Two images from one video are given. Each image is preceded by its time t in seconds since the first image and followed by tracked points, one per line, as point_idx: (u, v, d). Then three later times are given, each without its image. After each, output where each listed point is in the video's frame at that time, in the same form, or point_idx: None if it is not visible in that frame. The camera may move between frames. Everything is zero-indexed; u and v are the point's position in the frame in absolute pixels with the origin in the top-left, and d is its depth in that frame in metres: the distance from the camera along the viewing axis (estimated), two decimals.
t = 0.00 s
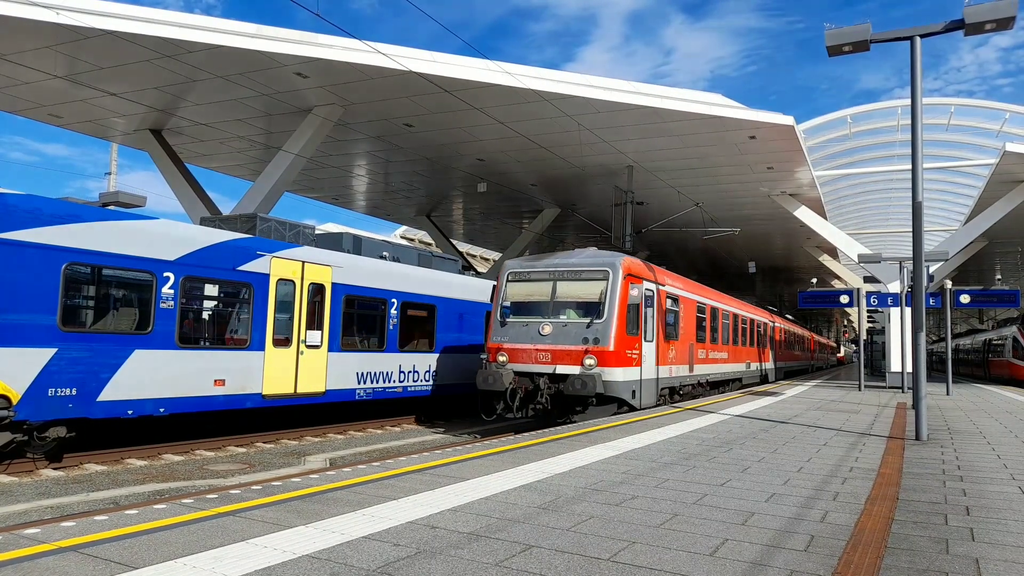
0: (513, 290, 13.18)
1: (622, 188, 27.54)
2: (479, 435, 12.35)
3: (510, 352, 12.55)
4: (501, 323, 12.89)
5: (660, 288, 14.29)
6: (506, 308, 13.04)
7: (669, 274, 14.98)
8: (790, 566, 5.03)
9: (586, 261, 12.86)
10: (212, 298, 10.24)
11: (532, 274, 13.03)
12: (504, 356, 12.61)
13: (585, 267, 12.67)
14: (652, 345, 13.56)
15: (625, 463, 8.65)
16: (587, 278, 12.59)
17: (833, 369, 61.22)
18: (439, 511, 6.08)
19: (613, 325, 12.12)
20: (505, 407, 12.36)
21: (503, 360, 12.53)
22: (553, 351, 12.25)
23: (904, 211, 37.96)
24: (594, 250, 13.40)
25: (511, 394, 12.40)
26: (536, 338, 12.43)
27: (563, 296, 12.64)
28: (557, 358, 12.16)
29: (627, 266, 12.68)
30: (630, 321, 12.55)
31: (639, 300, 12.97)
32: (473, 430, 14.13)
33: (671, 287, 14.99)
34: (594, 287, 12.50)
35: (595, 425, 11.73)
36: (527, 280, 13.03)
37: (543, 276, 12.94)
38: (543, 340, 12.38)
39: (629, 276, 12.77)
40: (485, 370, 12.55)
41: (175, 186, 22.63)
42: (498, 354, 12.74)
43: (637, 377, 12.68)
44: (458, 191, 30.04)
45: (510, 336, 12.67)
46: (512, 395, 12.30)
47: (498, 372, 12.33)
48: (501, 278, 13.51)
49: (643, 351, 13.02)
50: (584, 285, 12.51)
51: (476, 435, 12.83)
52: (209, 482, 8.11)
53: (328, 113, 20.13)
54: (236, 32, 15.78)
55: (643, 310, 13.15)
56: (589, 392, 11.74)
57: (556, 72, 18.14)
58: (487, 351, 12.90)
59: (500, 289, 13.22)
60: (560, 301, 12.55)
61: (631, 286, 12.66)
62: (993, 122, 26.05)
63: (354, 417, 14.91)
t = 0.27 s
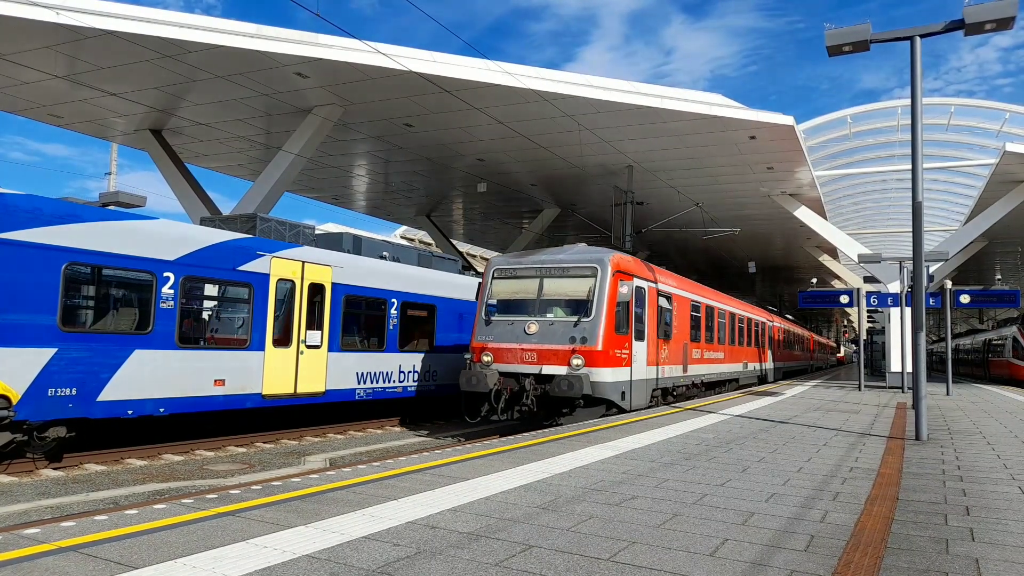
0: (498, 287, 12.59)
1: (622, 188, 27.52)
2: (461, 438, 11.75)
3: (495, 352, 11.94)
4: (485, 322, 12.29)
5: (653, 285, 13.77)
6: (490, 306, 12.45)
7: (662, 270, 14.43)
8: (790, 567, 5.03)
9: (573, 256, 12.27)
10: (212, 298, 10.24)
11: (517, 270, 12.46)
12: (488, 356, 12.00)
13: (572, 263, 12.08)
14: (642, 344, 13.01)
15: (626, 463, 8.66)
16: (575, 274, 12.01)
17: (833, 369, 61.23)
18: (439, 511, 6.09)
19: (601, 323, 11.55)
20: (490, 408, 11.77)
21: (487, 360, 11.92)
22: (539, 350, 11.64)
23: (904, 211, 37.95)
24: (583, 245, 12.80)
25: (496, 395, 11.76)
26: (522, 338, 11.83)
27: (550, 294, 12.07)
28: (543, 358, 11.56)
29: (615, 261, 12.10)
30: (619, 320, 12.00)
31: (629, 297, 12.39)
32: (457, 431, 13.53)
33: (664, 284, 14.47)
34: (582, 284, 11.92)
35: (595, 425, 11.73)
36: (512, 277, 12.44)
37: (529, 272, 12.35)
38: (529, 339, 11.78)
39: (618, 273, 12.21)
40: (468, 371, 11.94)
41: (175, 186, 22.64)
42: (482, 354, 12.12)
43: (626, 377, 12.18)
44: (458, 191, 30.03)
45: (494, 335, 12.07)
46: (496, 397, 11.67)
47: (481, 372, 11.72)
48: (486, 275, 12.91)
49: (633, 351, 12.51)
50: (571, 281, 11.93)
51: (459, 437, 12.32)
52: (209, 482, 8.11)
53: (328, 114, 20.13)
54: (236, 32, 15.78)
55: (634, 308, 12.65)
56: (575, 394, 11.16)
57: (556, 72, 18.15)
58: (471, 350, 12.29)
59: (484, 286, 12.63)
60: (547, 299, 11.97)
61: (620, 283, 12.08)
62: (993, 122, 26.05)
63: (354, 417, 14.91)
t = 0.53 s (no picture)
0: (483, 284, 12.32)
1: (622, 188, 27.53)
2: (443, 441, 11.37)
3: (478, 351, 11.68)
4: (469, 321, 12.01)
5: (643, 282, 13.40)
6: (474, 305, 12.18)
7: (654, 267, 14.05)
8: (790, 566, 5.03)
9: (560, 252, 11.96)
10: (212, 298, 10.25)
11: (502, 267, 12.16)
12: (471, 356, 11.73)
13: (559, 259, 11.77)
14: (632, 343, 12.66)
15: (626, 463, 8.66)
16: (562, 271, 11.69)
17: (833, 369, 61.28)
18: (439, 511, 6.09)
19: (588, 322, 11.21)
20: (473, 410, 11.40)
21: (470, 360, 11.68)
22: (523, 350, 11.35)
23: (904, 211, 37.96)
24: (572, 241, 12.49)
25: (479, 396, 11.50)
26: (506, 337, 11.54)
27: (536, 291, 11.76)
28: (527, 358, 11.28)
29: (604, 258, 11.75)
30: (607, 319, 11.64)
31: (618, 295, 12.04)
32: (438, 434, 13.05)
33: (656, 282, 14.10)
34: (569, 280, 11.60)
35: (595, 425, 11.73)
36: (497, 274, 12.16)
37: (514, 269, 12.05)
38: (513, 338, 11.49)
39: (606, 269, 11.87)
40: (450, 371, 11.65)
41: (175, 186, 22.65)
42: (465, 354, 11.85)
43: (615, 378, 11.79)
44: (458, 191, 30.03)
45: (477, 334, 11.80)
46: (479, 399, 11.44)
47: (463, 373, 11.44)
48: (471, 271, 12.62)
49: (622, 351, 12.13)
50: (557, 278, 11.63)
51: (441, 441, 11.89)
52: (209, 482, 8.12)
53: (328, 113, 20.12)
54: (235, 32, 15.78)
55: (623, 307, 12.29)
56: (560, 395, 10.84)
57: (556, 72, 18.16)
58: (454, 350, 12.01)
59: (469, 284, 12.36)
60: (532, 296, 11.66)
61: (608, 280, 11.74)
62: (993, 122, 26.05)
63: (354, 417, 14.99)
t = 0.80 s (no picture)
0: (464, 280, 11.87)
1: (622, 188, 27.52)
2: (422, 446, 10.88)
3: (458, 351, 11.19)
4: (449, 319, 11.55)
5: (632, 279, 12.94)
6: (454, 302, 11.73)
7: (643, 263, 13.60)
8: (790, 566, 5.03)
9: (545, 247, 11.50)
10: (212, 298, 10.25)
11: (485, 263, 11.71)
12: (451, 356, 11.25)
13: (544, 254, 11.32)
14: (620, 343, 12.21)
15: (626, 463, 8.66)
16: (546, 267, 11.26)
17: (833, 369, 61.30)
18: (439, 511, 6.09)
19: (573, 320, 10.75)
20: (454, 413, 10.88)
21: (450, 360, 11.19)
22: (505, 349, 10.88)
23: (904, 211, 37.96)
24: (558, 235, 12.03)
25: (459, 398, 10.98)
26: (487, 336, 11.07)
27: (519, 288, 11.31)
28: (510, 358, 10.81)
29: (591, 252, 11.30)
30: (593, 317, 11.19)
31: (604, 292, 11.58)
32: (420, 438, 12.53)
33: (645, 278, 13.66)
34: (554, 277, 11.15)
35: (595, 425, 11.72)
36: (479, 270, 11.71)
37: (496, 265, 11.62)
38: (495, 337, 11.02)
39: (592, 265, 11.41)
40: (429, 372, 11.22)
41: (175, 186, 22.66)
42: (445, 354, 11.37)
43: (602, 380, 11.32)
44: (458, 191, 30.02)
45: (458, 333, 11.33)
46: (459, 400, 10.91)
47: (443, 374, 11.01)
48: (452, 267, 12.19)
49: (609, 351, 11.66)
50: (542, 274, 11.19)
51: (422, 444, 11.44)
52: (208, 482, 8.14)
53: (328, 113, 20.12)
54: (235, 32, 15.78)
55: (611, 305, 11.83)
56: (543, 398, 10.35)
57: (556, 72, 18.15)
58: (433, 349, 11.53)
59: (449, 280, 11.91)
60: (515, 293, 11.23)
61: (594, 277, 11.29)
62: (993, 122, 26.05)
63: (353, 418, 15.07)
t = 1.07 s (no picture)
0: (444, 277, 11.50)
1: (622, 188, 27.52)
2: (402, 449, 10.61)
3: (435, 351, 10.87)
4: (427, 317, 11.19)
5: (620, 275, 12.50)
6: (433, 299, 11.39)
7: (632, 259, 13.14)
8: (790, 567, 5.03)
9: (527, 242, 11.09)
10: (212, 298, 10.25)
11: (465, 259, 11.33)
12: (429, 356, 10.93)
13: (526, 249, 10.92)
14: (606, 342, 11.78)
15: (626, 463, 8.66)
16: (528, 262, 10.86)
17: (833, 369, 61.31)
18: (440, 511, 6.09)
19: (554, 319, 10.35)
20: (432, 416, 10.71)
21: (428, 360, 10.87)
22: (484, 349, 10.53)
23: (904, 211, 37.97)
24: (542, 230, 11.63)
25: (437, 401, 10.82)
26: (466, 335, 10.72)
27: (499, 285, 10.93)
28: (488, 358, 10.47)
29: (574, 247, 10.89)
30: (576, 315, 10.78)
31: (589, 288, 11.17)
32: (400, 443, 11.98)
33: (635, 276, 13.19)
34: (535, 273, 10.75)
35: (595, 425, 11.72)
36: (459, 266, 11.35)
37: (477, 261, 11.25)
38: (473, 337, 10.67)
39: (576, 261, 10.99)
40: (405, 373, 10.91)
41: (175, 186, 22.67)
42: (423, 353, 11.04)
43: (586, 380, 10.94)
44: (458, 191, 30.02)
45: (436, 332, 10.98)
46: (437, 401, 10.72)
47: (419, 374, 10.70)
48: (431, 263, 11.82)
49: (594, 351, 11.27)
50: (523, 270, 10.80)
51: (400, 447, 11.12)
52: (208, 482, 8.14)
53: (328, 113, 20.12)
54: (235, 32, 15.77)
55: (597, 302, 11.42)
56: (522, 399, 9.99)
57: (556, 72, 18.16)
58: (410, 349, 11.20)
59: (429, 277, 11.54)
60: (495, 290, 10.86)
61: (578, 272, 10.87)
62: (993, 122, 26.06)
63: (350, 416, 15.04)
